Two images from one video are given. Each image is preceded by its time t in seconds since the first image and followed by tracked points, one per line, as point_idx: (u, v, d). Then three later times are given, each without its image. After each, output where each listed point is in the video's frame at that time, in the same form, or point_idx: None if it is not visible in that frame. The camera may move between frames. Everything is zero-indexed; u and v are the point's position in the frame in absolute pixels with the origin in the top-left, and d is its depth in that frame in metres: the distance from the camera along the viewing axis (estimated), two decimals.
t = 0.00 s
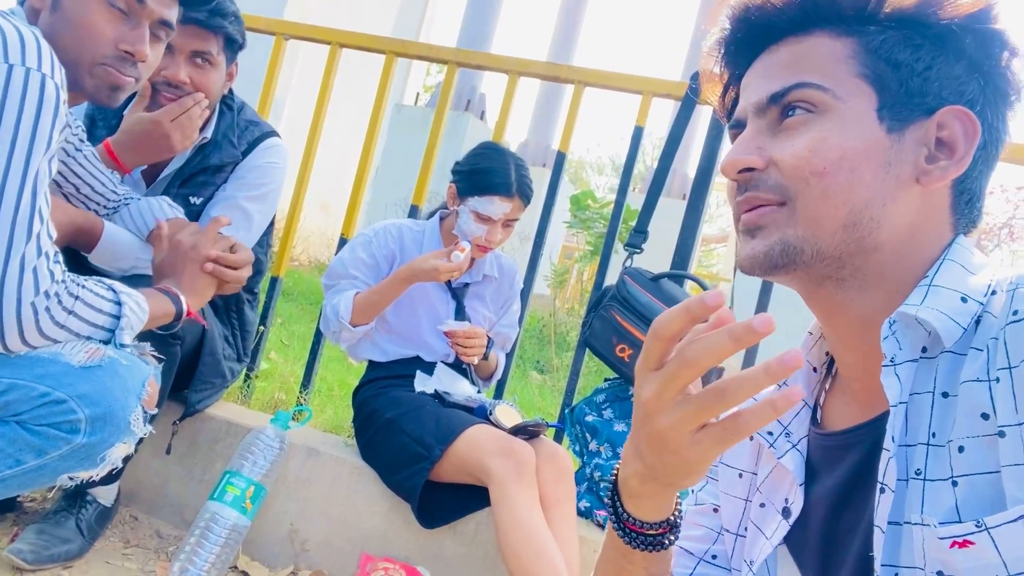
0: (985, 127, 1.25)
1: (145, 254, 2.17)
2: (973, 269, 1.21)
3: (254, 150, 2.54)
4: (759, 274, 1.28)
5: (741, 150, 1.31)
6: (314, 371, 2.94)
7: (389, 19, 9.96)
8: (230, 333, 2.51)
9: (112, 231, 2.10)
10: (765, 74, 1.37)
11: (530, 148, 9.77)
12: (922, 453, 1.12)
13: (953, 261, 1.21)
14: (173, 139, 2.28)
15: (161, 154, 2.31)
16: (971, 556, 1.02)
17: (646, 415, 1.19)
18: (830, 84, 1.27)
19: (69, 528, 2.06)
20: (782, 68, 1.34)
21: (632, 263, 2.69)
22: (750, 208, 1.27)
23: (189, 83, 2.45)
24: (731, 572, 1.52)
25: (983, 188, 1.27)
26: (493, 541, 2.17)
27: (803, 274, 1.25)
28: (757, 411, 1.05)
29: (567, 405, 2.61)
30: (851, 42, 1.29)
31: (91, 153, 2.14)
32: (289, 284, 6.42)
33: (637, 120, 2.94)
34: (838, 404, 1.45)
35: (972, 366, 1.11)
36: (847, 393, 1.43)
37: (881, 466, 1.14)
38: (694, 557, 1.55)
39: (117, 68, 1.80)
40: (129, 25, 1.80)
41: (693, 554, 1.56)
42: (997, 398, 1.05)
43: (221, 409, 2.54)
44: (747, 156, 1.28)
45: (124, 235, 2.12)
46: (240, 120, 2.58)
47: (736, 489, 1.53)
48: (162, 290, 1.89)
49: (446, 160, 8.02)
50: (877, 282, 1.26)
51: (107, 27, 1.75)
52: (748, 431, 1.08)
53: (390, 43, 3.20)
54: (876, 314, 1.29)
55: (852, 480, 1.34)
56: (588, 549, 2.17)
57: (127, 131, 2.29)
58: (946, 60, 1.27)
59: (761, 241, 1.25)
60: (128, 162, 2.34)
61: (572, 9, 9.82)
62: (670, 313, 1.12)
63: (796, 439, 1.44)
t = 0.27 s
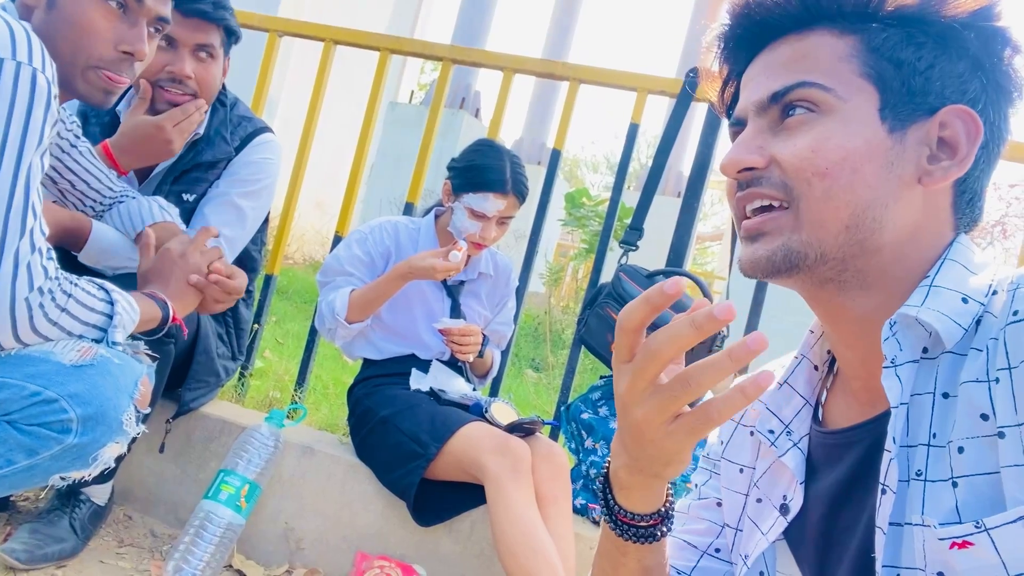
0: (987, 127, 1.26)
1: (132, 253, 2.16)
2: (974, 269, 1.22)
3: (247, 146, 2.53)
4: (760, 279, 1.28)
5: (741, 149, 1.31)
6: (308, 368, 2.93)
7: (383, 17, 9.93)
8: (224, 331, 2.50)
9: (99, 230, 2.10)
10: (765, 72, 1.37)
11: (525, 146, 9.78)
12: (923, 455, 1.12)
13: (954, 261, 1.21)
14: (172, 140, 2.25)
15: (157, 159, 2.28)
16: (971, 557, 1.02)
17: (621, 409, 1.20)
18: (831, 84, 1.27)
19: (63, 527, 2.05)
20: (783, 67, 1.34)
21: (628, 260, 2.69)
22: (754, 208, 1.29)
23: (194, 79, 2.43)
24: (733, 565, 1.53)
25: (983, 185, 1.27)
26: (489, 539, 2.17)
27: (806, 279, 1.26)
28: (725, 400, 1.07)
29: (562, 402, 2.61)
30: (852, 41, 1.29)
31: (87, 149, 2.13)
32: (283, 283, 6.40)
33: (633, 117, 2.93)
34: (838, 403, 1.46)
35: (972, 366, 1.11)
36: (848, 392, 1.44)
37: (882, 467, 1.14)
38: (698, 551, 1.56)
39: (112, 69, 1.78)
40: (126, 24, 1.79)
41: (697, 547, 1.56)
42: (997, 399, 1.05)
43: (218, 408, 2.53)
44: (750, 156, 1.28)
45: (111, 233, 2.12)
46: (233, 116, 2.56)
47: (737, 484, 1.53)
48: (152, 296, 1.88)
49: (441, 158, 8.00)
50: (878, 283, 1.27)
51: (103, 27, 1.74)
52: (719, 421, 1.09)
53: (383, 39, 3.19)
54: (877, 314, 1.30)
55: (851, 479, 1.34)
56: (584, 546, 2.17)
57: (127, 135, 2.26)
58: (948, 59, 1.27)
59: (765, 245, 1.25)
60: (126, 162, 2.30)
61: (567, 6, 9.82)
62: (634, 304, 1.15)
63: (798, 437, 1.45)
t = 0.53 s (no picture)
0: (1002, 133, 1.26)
1: (136, 254, 2.15)
2: (987, 274, 1.23)
3: (246, 147, 2.52)
4: (772, 282, 1.29)
5: (756, 153, 1.32)
6: (305, 369, 2.91)
7: (378, 15, 9.90)
8: (220, 333, 2.49)
9: (103, 231, 2.08)
10: (778, 75, 1.37)
11: (520, 145, 9.76)
12: (933, 460, 1.14)
13: (966, 267, 1.22)
14: (170, 144, 2.22)
15: (153, 164, 2.25)
16: (979, 563, 1.03)
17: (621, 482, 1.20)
18: (846, 88, 1.27)
19: (58, 530, 2.04)
20: (797, 70, 1.34)
21: (626, 260, 2.68)
22: (768, 211, 1.29)
23: (205, 77, 2.43)
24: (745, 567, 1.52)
25: (989, 187, 1.27)
26: (488, 540, 2.16)
27: (819, 283, 1.28)
28: (721, 474, 1.06)
29: (561, 403, 2.60)
30: (870, 44, 1.30)
31: (83, 153, 2.12)
32: (278, 282, 6.38)
33: (631, 117, 2.93)
34: (848, 407, 1.47)
35: (983, 373, 1.12)
36: (859, 397, 1.45)
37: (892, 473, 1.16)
38: (711, 553, 1.55)
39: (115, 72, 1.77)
40: (129, 29, 1.77)
41: (710, 549, 1.56)
42: (1006, 405, 1.06)
43: (213, 408, 2.52)
44: (764, 159, 1.29)
45: (115, 234, 2.10)
46: (231, 117, 2.54)
47: (748, 486, 1.53)
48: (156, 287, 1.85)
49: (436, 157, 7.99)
50: (890, 289, 1.28)
51: (107, 29, 1.72)
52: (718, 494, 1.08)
53: (380, 38, 3.16)
54: (890, 319, 1.31)
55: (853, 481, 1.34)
56: (583, 547, 2.17)
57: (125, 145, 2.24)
58: (964, 63, 1.28)
59: (775, 250, 1.27)
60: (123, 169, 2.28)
61: (562, 5, 9.80)
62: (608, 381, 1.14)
63: (808, 441, 1.47)
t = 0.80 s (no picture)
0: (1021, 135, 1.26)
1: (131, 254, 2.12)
2: (1003, 281, 1.23)
3: (246, 146, 2.50)
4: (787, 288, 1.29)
5: (772, 155, 1.31)
6: (303, 368, 2.90)
7: (373, 12, 9.86)
8: (218, 332, 2.47)
9: (99, 230, 2.06)
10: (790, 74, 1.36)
11: (516, 142, 9.75)
12: (951, 472, 1.13)
13: (982, 272, 1.23)
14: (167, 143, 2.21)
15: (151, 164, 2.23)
16: None
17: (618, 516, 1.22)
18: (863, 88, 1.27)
19: (54, 531, 2.02)
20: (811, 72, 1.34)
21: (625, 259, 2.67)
22: (784, 214, 1.28)
23: (208, 76, 2.42)
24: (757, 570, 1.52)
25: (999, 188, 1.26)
26: (488, 540, 2.15)
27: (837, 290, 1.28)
28: (710, 515, 1.08)
29: (558, 401, 2.59)
30: (877, 47, 1.29)
31: (81, 154, 2.11)
32: (274, 280, 6.35)
33: (630, 115, 2.92)
34: (860, 411, 1.48)
35: (1001, 383, 1.12)
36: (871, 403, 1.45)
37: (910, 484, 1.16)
38: (725, 556, 1.55)
39: (110, 67, 1.73)
40: (119, 23, 1.74)
41: (724, 553, 1.55)
42: None
43: (209, 408, 2.50)
44: (780, 162, 1.29)
45: (110, 233, 2.08)
46: (230, 115, 2.53)
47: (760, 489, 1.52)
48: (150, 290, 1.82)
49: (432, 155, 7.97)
50: (906, 295, 1.28)
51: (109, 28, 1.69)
52: (710, 534, 1.10)
53: (378, 36, 3.14)
54: (906, 327, 1.31)
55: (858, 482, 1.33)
56: (583, 547, 2.16)
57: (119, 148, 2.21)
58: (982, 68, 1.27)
59: (790, 254, 1.26)
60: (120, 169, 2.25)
61: (558, 2, 9.78)
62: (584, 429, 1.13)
63: (821, 445, 1.47)
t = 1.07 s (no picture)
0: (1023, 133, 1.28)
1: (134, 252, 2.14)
2: (1001, 276, 1.26)
3: (246, 146, 2.51)
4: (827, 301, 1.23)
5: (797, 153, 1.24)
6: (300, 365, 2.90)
7: (370, 10, 9.85)
8: (215, 329, 2.47)
9: (103, 228, 2.07)
10: (797, 68, 1.34)
11: (514, 141, 9.75)
12: (949, 468, 1.14)
13: (982, 270, 1.25)
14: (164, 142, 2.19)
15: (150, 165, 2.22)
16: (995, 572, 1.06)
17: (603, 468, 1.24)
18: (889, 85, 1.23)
19: (51, 528, 2.03)
20: (831, 62, 1.30)
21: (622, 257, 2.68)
22: (815, 216, 1.20)
23: (206, 75, 2.41)
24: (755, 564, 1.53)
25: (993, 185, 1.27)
26: (485, 536, 2.16)
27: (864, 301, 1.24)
28: (689, 448, 1.11)
29: (557, 399, 2.59)
30: (868, 43, 1.28)
31: (78, 149, 2.11)
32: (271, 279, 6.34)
33: (627, 113, 2.92)
34: (858, 409, 1.48)
35: (998, 379, 1.13)
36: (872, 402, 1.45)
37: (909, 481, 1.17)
38: (722, 550, 1.57)
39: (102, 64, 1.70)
40: (113, 22, 1.72)
41: (721, 546, 1.57)
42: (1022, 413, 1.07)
43: (207, 405, 2.50)
44: (815, 168, 1.21)
45: (114, 231, 2.09)
46: (231, 114, 2.54)
47: (757, 484, 1.54)
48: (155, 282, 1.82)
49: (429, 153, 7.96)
50: (921, 300, 1.27)
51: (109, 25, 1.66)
52: (690, 470, 1.13)
53: (376, 33, 3.14)
54: (915, 327, 1.30)
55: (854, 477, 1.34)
56: (580, 543, 2.17)
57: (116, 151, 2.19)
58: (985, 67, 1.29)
59: (831, 265, 1.20)
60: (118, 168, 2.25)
61: (555, 1, 9.78)
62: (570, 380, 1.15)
63: (818, 442, 1.47)
